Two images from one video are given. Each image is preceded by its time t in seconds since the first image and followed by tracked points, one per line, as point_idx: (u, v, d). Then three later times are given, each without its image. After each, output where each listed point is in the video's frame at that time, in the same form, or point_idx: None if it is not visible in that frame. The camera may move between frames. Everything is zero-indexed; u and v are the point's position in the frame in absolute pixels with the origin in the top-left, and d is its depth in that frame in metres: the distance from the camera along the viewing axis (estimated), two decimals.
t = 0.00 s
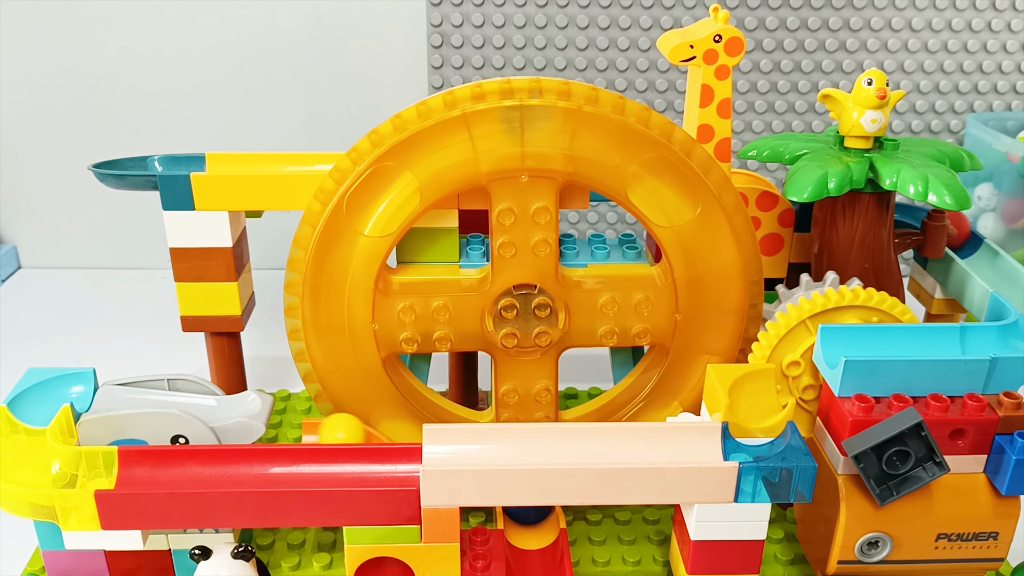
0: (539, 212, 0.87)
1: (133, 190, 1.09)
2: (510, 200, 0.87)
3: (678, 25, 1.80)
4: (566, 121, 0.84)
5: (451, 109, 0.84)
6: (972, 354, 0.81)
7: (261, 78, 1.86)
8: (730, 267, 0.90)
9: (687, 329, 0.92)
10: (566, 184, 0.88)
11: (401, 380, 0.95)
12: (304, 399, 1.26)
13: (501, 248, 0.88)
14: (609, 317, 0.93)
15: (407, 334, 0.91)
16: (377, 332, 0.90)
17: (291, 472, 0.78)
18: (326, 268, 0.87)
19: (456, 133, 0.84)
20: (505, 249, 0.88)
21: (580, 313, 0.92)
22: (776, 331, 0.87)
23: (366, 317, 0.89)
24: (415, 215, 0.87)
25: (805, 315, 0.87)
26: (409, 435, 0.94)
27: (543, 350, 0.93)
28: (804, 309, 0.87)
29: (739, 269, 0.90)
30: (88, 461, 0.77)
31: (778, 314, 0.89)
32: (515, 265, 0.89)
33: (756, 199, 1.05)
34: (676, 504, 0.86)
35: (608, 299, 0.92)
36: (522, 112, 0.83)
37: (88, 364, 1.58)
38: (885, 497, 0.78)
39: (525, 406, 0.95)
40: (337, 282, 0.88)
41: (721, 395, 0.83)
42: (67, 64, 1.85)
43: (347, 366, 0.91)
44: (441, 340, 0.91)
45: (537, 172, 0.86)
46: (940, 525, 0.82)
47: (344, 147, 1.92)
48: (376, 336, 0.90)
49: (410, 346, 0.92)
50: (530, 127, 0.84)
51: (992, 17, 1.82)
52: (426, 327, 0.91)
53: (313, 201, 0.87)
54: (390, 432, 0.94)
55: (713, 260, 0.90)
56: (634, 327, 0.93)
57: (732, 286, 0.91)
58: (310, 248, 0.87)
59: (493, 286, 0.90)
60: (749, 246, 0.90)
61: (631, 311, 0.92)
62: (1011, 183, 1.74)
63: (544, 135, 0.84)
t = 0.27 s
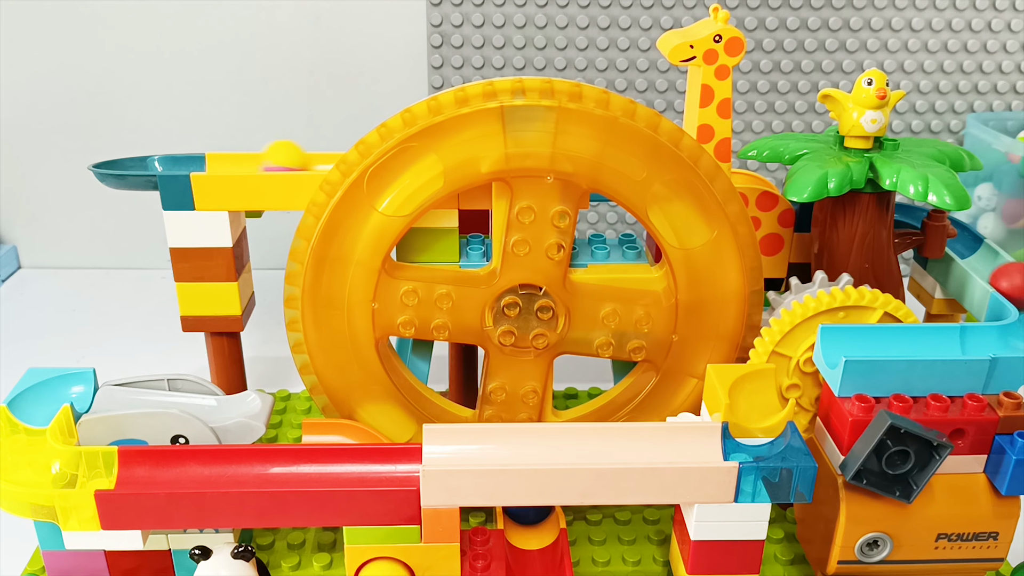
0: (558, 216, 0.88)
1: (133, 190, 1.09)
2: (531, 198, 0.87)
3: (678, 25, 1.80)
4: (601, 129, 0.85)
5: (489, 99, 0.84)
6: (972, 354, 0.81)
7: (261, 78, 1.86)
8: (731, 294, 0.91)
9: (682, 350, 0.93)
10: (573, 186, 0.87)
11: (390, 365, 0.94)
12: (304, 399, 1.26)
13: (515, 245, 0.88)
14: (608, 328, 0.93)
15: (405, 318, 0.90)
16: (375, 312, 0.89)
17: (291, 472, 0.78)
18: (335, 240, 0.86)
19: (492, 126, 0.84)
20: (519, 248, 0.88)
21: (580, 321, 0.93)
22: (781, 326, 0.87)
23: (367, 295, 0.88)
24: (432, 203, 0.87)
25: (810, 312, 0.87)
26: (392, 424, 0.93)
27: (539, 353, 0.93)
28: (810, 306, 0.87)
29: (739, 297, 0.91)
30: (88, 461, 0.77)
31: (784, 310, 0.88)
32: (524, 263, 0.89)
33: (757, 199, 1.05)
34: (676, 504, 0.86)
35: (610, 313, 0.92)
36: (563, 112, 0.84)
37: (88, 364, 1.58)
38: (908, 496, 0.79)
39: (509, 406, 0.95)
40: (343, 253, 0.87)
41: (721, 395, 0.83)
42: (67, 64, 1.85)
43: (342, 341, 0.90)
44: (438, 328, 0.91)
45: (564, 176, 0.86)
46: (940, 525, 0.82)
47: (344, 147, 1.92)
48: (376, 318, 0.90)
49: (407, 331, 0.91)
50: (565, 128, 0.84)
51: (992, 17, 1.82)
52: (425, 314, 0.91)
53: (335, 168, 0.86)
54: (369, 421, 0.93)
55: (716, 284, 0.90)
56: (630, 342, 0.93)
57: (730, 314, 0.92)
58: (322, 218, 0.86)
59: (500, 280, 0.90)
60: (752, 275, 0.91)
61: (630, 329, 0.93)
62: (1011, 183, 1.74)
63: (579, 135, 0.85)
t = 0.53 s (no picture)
0: (579, 221, 0.88)
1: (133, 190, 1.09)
2: (554, 200, 0.88)
3: (678, 25, 1.80)
4: (636, 143, 0.85)
5: (534, 95, 0.84)
6: (972, 354, 0.81)
7: (261, 78, 1.86)
8: (724, 327, 0.92)
9: (671, 373, 0.94)
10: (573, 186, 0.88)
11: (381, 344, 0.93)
12: (304, 399, 1.25)
13: (532, 246, 0.88)
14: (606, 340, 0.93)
15: (406, 300, 0.89)
16: (378, 290, 0.89)
17: (292, 472, 0.78)
18: (352, 209, 0.86)
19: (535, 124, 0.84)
20: (535, 249, 0.89)
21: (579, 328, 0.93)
22: (779, 329, 0.87)
23: (372, 274, 0.88)
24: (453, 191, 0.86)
25: (813, 312, 0.87)
26: (372, 409, 0.92)
27: (533, 355, 0.93)
28: (812, 307, 0.87)
29: (732, 331, 0.92)
30: (89, 461, 0.77)
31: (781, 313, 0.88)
32: (534, 262, 0.89)
33: (757, 198, 1.05)
34: (676, 504, 0.86)
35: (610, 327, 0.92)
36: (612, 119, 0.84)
37: (88, 364, 1.58)
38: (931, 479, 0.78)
39: (491, 403, 0.95)
40: (356, 223, 0.86)
41: (721, 395, 0.83)
42: (67, 64, 1.85)
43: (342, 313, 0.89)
44: (438, 314, 0.90)
45: (593, 185, 0.87)
46: (940, 525, 0.82)
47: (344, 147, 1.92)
48: (378, 300, 0.89)
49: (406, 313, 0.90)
50: (604, 136, 0.85)
51: (992, 17, 1.82)
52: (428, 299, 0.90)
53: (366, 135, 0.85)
54: (348, 402, 0.92)
55: (716, 313, 0.91)
56: (622, 359, 0.93)
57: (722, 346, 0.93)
58: (342, 185, 0.85)
59: (510, 275, 0.90)
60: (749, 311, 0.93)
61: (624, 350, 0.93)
62: (1011, 183, 1.74)
63: (618, 140, 0.85)
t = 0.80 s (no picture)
0: (597, 231, 0.88)
1: (133, 190, 1.09)
2: (574, 204, 0.88)
3: (678, 25, 1.80)
4: (665, 161, 0.86)
5: (576, 100, 0.84)
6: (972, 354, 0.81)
7: (261, 78, 1.86)
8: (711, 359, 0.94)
9: (656, 395, 0.95)
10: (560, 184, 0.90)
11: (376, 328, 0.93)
12: (304, 399, 1.25)
13: (547, 249, 0.88)
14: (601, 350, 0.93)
15: (411, 281, 0.89)
16: (384, 269, 0.89)
17: (292, 471, 0.78)
18: (375, 181, 0.85)
19: (575, 128, 0.84)
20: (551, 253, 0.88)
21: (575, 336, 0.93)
22: (776, 331, 0.87)
23: (382, 254, 0.87)
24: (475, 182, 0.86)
25: (812, 313, 0.87)
26: (356, 389, 0.91)
27: (526, 356, 0.93)
28: (813, 306, 0.87)
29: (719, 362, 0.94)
30: (89, 461, 0.77)
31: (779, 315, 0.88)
32: (545, 264, 0.89)
33: (757, 199, 1.05)
34: (676, 504, 0.86)
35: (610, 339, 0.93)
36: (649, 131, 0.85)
37: (88, 364, 1.58)
38: (939, 461, 0.76)
39: (477, 398, 0.94)
40: (375, 197, 0.86)
41: (721, 395, 0.83)
42: (67, 64, 1.85)
43: (345, 285, 0.88)
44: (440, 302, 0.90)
45: (617, 199, 0.88)
46: (940, 525, 0.82)
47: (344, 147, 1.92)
48: (382, 282, 0.89)
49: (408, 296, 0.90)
50: (636, 149, 0.86)
51: (992, 17, 1.82)
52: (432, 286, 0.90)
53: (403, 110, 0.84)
54: (331, 380, 0.91)
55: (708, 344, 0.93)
56: (611, 374, 0.94)
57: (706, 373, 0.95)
58: (368, 157, 0.85)
59: (518, 274, 0.89)
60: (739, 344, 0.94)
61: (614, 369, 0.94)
62: (1011, 183, 1.74)
63: (648, 148, 0.86)
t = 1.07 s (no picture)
0: (612, 244, 0.89)
1: (133, 190, 1.09)
2: (595, 212, 0.88)
3: (677, 25, 1.80)
4: (689, 183, 0.87)
5: (619, 112, 0.84)
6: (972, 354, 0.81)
7: (261, 77, 1.86)
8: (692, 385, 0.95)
9: (638, 413, 0.96)
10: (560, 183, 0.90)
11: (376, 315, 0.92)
12: (304, 399, 1.25)
13: (562, 254, 0.88)
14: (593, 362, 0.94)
15: (419, 264, 0.88)
16: (395, 248, 0.88)
17: (292, 471, 0.78)
18: (403, 158, 0.84)
19: (608, 136, 0.85)
20: (567, 258, 0.89)
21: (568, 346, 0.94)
22: (776, 331, 0.87)
23: (394, 233, 0.87)
24: (496, 176, 0.86)
25: (816, 311, 0.86)
26: (343, 364, 0.91)
27: (520, 355, 0.93)
28: (818, 304, 0.86)
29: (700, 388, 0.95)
30: (89, 461, 0.77)
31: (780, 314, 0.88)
32: (555, 268, 0.89)
33: (756, 199, 1.05)
34: (676, 504, 0.86)
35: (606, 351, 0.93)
36: (679, 144, 0.86)
37: (88, 364, 1.58)
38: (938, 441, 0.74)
39: (464, 391, 0.94)
40: (399, 174, 0.85)
41: (721, 395, 0.84)
42: (67, 64, 1.85)
43: (351, 255, 0.87)
44: (446, 290, 0.89)
45: (636, 216, 0.88)
46: (940, 525, 0.82)
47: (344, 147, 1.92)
48: (389, 262, 0.89)
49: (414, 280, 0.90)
50: (665, 169, 0.87)
51: (992, 17, 1.82)
52: (439, 274, 0.89)
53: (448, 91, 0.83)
54: (316, 351, 0.90)
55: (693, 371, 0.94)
56: (596, 387, 0.94)
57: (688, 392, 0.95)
58: (401, 134, 0.84)
59: (526, 274, 0.89)
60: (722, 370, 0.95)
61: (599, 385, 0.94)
62: (1011, 183, 1.74)
63: (672, 159, 0.86)
